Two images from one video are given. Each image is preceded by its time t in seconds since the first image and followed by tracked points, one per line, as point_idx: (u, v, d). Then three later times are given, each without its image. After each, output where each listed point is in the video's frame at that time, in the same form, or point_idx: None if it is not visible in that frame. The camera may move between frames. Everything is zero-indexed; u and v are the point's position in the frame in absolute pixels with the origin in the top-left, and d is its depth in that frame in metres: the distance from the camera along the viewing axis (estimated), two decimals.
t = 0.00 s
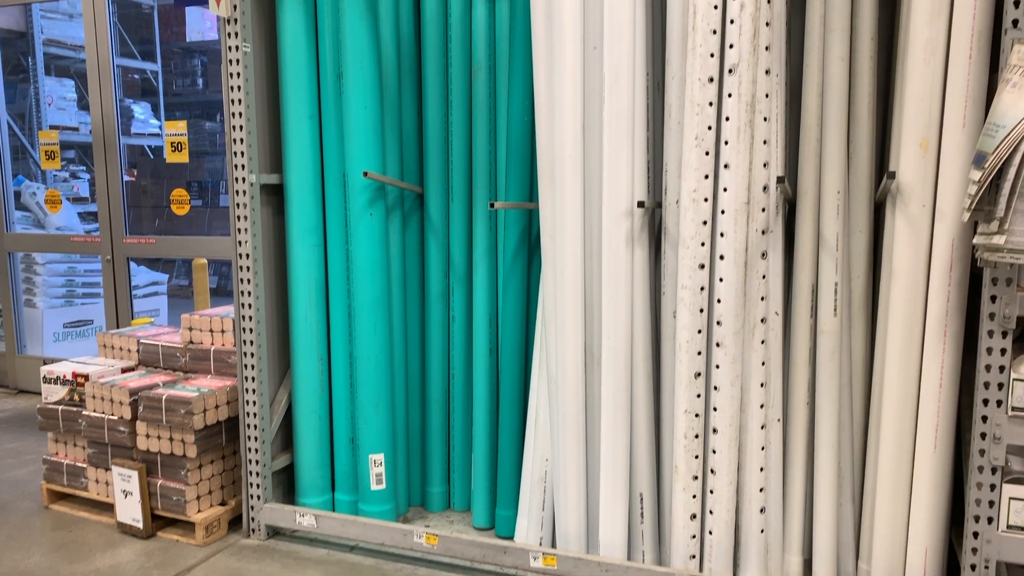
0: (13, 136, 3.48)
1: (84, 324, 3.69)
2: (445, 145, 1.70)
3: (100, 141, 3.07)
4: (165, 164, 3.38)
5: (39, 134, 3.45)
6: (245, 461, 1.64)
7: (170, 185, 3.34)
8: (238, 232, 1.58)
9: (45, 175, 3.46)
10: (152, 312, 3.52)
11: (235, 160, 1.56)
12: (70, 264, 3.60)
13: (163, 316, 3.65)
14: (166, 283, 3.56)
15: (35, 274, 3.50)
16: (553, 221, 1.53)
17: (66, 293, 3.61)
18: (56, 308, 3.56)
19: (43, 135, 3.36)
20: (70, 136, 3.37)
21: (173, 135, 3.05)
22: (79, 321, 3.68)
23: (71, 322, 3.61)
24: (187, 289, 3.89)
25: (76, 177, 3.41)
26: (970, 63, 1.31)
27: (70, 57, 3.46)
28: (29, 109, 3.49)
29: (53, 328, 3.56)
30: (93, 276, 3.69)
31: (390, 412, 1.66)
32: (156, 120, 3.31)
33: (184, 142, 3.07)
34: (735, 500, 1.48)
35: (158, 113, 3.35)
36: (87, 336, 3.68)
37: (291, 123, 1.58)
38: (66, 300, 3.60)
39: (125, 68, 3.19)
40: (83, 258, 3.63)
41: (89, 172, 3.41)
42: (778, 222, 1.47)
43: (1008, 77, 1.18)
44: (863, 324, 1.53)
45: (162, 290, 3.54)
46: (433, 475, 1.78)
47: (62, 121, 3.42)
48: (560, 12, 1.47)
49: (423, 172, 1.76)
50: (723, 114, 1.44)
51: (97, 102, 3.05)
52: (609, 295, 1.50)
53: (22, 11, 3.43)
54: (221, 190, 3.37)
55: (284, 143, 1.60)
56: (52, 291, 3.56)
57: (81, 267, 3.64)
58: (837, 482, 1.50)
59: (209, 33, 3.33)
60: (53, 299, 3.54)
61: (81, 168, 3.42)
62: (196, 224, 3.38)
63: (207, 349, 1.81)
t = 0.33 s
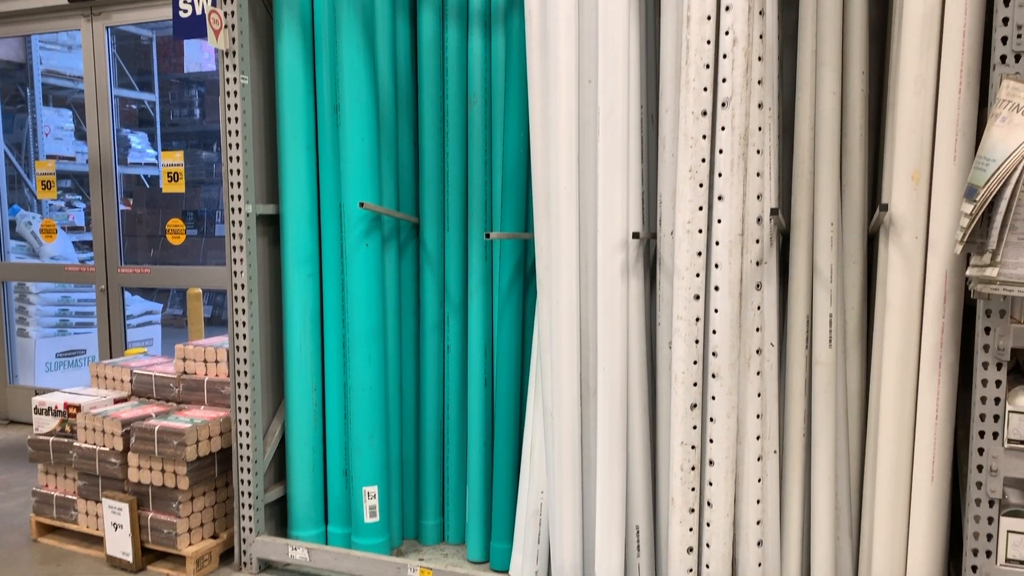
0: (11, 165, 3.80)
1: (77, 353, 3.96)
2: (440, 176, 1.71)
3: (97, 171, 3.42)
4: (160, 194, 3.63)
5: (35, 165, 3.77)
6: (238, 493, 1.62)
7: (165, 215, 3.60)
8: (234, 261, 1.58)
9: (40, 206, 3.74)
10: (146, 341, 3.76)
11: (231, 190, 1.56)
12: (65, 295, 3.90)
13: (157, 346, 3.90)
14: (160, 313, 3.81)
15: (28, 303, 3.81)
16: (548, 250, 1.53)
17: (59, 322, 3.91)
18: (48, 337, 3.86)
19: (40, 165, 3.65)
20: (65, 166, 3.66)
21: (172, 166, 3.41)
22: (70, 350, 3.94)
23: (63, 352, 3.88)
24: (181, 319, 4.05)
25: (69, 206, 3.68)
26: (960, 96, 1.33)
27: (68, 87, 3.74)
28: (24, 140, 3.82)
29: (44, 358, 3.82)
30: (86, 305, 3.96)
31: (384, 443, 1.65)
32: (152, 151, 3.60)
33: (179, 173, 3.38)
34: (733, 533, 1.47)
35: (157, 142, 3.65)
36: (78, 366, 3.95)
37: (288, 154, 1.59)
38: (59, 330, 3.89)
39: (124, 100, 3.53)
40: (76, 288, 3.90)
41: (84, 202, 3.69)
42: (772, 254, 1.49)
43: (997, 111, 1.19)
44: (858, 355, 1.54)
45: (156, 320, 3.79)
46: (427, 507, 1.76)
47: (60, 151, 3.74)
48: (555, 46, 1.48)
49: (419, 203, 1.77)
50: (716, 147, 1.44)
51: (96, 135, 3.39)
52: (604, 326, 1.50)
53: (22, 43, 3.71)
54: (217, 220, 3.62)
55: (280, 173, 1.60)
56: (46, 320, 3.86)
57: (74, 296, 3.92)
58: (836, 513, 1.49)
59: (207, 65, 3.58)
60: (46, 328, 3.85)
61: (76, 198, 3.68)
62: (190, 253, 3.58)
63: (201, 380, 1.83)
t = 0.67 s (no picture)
0: (9, 195, 4.04)
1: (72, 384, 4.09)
2: (438, 205, 1.72)
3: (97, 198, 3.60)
4: (159, 223, 3.76)
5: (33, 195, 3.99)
6: (232, 525, 1.60)
7: (164, 244, 3.73)
8: (231, 291, 1.57)
9: (38, 236, 3.96)
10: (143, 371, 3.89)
11: (230, 221, 1.56)
12: (60, 324, 4.02)
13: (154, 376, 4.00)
14: (157, 342, 3.93)
15: (24, 332, 4.03)
16: (546, 280, 1.54)
17: (55, 352, 4.05)
18: (43, 366, 4.04)
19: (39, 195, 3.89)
20: (64, 196, 3.88)
21: (171, 196, 3.53)
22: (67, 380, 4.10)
23: (59, 382, 4.05)
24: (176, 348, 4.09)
25: (69, 236, 3.86)
26: (952, 130, 1.34)
27: (68, 117, 3.95)
28: (23, 170, 4.06)
29: (38, 389, 4.02)
30: (82, 334, 4.04)
31: (380, 474, 1.64)
32: (151, 180, 3.79)
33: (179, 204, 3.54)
34: (732, 566, 1.45)
35: (156, 172, 3.81)
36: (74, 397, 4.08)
37: (287, 183, 1.60)
38: (54, 360, 4.05)
39: (123, 129, 3.73)
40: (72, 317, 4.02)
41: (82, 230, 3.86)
42: (769, 284, 1.49)
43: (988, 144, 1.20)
44: (857, 386, 1.53)
45: (152, 350, 3.90)
46: (424, 539, 1.75)
47: (58, 179, 3.92)
48: (553, 79, 1.50)
49: (416, 232, 1.78)
50: (713, 178, 1.45)
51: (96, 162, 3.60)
52: (602, 357, 1.50)
53: (23, 75, 3.93)
54: (215, 250, 3.73)
55: (280, 204, 1.61)
56: (41, 349, 4.03)
57: (70, 325, 4.03)
58: (837, 546, 1.48)
59: (206, 96, 3.67)
60: (41, 358, 4.03)
61: (74, 226, 3.86)
62: (187, 282, 3.71)
63: (197, 410, 1.96)
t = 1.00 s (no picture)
0: (12, 226, 4.08)
1: (71, 416, 4.08)
2: (438, 235, 1.73)
3: (98, 233, 3.65)
4: (160, 255, 3.81)
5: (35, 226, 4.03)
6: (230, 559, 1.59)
7: (164, 275, 3.77)
8: (231, 322, 1.57)
9: (39, 267, 4.00)
10: (142, 403, 3.88)
11: (231, 251, 1.55)
12: (59, 355, 4.03)
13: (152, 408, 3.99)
14: (156, 373, 3.92)
15: (24, 363, 4.04)
16: (547, 311, 1.54)
17: (54, 383, 4.06)
18: (42, 399, 4.05)
19: (41, 227, 3.94)
20: (66, 228, 3.93)
21: (172, 227, 3.66)
22: (65, 411, 4.08)
23: (58, 413, 4.05)
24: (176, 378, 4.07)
25: (69, 267, 3.90)
26: (950, 161, 1.35)
27: (71, 150, 3.99)
28: (25, 202, 4.09)
29: (37, 420, 4.05)
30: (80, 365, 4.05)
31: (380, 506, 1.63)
32: (152, 211, 3.82)
33: (179, 235, 3.65)
34: None
35: (157, 203, 3.84)
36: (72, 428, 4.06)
37: (288, 215, 1.60)
38: (54, 391, 4.05)
39: (125, 160, 3.75)
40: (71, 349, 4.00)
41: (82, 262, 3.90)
42: (769, 314, 1.49)
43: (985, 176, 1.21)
44: (859, 418, 1.53)
45: (151, 381, 3.90)
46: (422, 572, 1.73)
47: (61, 212, 3.97)
48: (552, 112, 1.51)
49: (416, 263, 1.79)
50: (712, 210, 1.45)
51: (98, 194, 3.62)
52: (602, 389, 1.49)
53: (28, 107, 3.97)
54: (214, 280, 3.76)
55: (281, 234, 1.61)
56: (41, 380, 4.05)
57: (69, 356, 4.01)
58: None
59: (208, 128, 3.74)
60: (40, 389, 4.03)
61: (75, 258, 3.90)
62: (188, 312, 3.71)
63: (196, 442, 2.00)
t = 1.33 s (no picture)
0: (17, 258, 4.09)
1: (73, 449, 4.08)
2: (442, 267, 1.74)
3: (103, 266, 3.66)
4: (163, 286, 3.84)
5: (41, 258, 4.04)
6: None
7: (168, 308, 3.79)
8: (236, 354, 1.57)
9: (44, 299, 4.03)
10: (144, 435, 3.87)
11: (235, 283, 1.56)
12: (62, 388, 4.06)
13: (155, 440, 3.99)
14: (158, 405, 3.89)
15: (27, 396, 4.04)
16: (550, 342, 1.53)
17: (58, 416, 4.06)
18: (44, 431, 4.05)
19: (47, 260, 4.00)
20: (73, 260, 3.98)
21: (176, 260, 3.73)
22: (68, 445, 4.08)
23: (59, 447, 4.05)
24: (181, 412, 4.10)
25: (75, 299, 3.97)
26: (952, 190, 1.34)
27: (78, 182, 4.03)
28: (32, 234, 4.10)
29: (40, 453, 4.04)
30: (83, 398, 4.07)
31: (383, 539, 1.62)
32: (157, 244, 3.84)
33: (185, 267, 3.70)
34: None
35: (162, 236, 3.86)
36: (75, 461, 4.06)
37: (293, 246, 1.61)
38: (57, 423, 4.05)
39: (131, 194, 3.78)
40: (75, 382, 4.04)
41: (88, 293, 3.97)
42: (773, 344, 1.49)
43: (987, 206, 1.21)
44: (866, 449, 1.52)
45: (154, 413, 3.89)
46: None
47: (66, 244, 4.01)
48: (553, 144, 1.51)
49: (420, 294, 1.80)
50: (714, 240, 1.45)
51: (105, 228, 3.67)
52: (608, 421, 1.49)
53: (36, 141, 4.01)
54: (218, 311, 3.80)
55: (285, 266, 1.62)
56: (43, 413, 4.04)
57: (73, 390, 4.05)
58: None
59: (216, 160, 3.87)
60: (42, 423, 4.04)
61: (80, 290, 3.98)
62: (190, 343, 3.74)
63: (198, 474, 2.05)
